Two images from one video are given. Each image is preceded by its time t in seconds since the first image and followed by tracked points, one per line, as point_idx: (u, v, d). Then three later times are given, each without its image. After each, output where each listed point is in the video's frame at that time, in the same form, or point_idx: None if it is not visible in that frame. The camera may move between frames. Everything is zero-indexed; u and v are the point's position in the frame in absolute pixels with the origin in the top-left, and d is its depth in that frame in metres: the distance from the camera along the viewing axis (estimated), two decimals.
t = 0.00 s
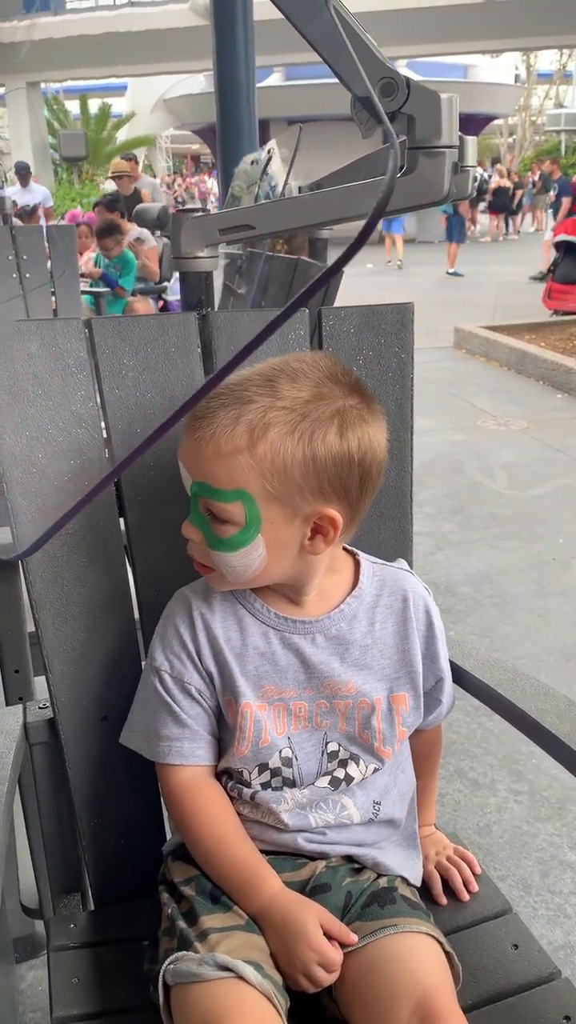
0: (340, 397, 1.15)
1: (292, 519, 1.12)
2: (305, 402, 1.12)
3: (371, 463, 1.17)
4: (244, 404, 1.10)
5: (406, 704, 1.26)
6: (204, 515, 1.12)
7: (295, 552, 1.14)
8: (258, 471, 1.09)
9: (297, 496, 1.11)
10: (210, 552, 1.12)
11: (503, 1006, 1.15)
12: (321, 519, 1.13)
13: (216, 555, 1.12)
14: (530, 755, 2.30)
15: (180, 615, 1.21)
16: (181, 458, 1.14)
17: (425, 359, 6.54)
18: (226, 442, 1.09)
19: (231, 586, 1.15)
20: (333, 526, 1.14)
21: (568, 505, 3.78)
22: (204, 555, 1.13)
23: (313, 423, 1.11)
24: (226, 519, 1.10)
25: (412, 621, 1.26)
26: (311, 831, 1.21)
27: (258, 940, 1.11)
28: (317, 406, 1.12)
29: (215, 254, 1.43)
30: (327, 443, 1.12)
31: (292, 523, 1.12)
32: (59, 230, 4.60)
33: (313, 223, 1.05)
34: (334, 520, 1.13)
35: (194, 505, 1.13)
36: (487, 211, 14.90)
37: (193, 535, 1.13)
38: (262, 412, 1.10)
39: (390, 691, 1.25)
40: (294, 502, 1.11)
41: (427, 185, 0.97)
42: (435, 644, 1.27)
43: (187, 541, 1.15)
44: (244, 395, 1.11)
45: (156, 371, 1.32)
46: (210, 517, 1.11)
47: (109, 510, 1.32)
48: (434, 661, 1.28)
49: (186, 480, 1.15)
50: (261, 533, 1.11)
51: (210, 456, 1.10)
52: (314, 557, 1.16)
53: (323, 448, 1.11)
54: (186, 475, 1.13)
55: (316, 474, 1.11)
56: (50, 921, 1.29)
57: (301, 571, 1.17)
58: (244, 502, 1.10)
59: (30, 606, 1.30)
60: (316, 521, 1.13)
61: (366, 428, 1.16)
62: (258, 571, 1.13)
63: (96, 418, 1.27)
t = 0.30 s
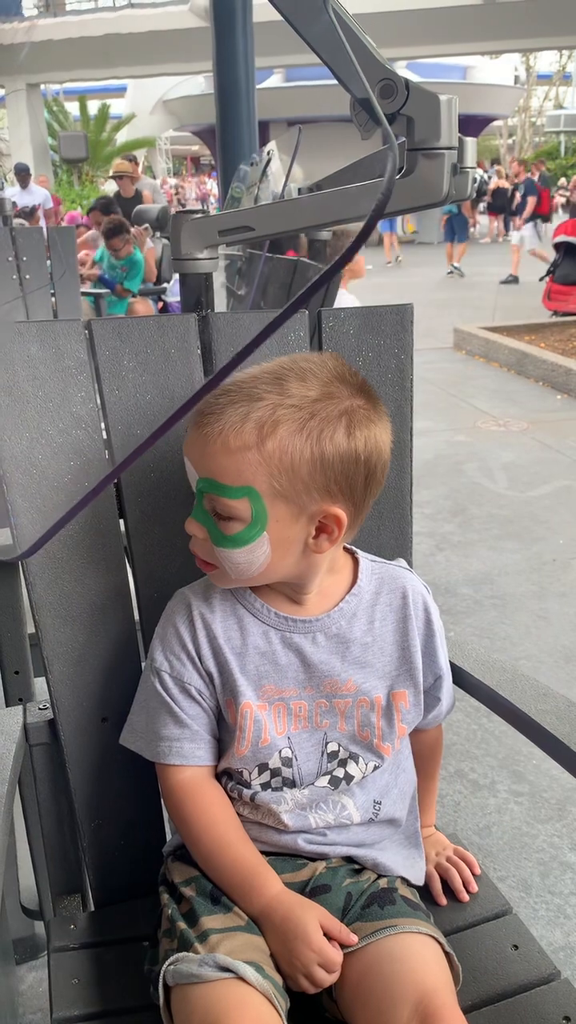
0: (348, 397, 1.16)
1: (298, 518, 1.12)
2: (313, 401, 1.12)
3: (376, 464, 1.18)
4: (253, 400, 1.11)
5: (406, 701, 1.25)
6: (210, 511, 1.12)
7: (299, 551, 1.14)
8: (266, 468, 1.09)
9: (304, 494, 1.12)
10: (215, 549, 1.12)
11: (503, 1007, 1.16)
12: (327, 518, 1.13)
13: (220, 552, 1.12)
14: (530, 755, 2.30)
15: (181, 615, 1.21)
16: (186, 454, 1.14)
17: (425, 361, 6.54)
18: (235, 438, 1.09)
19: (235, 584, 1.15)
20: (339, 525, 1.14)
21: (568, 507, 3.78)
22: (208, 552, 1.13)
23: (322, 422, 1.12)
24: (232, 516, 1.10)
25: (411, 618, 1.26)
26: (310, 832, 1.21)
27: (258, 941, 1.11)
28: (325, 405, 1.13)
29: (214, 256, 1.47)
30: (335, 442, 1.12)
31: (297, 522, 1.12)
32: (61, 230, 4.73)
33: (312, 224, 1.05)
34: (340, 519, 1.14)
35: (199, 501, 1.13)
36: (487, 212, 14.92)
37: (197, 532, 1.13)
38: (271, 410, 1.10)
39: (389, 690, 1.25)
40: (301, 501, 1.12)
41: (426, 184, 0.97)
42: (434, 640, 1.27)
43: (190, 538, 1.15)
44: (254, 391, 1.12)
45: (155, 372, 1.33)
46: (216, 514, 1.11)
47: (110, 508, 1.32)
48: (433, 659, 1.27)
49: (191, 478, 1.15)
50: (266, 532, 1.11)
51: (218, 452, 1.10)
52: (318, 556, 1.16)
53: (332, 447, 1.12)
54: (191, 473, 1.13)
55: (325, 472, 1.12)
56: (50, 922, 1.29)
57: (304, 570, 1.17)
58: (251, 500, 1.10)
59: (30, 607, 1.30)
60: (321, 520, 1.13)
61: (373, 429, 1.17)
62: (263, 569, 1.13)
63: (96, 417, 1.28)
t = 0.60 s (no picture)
0: (335, 398, 1.15)
1: (288, 522, 1.12)
2: (298, 405, 1.11)
3: (366, 463, 1.16)
4: (237, 409, 1.10)
5: (402, 701, 1.25)
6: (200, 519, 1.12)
7: (291, 555, 1.14)
8: (253, 476, 1.09)
9: (293, 499, 1.11)
10: (207, 557, 1.12)
11: (501, 1008, 1.15)
12: (317, 522, 1.13)
13: (212, 559, 1.12)
14: (528, 755, 2.30)
15: (175, 615, 1.21)
16: (174, 463, 1.14)
17: (423, 361, 6.54)
18: (220, 447, 1.09)
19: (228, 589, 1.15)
20: (329, 528, 1.14)
21: (566, 507, 3.77)
22: (201, 559, 1.13)
23: (307, 426, 1.11)
24: (222, 524, 1.10)
25: (407, 618, 1.26)
26: (307, 832, 1.20)
27: (255, 942, 1.10)
28: (311, 408, 1.11)
29: (211, 254, 1.44)
30: (322, 445, 1.11)
31: (288, 526, 1.12)
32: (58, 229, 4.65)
33: (306, 222, 1.06)
34: (331, 521, 1.13)
35: (189, 509, 1.13)
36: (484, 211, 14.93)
37: (188, 540, 1.13)
38: (256, 416, 1.09)
39: (385, 690, 1.24)
40: (290, 506, 1.11)
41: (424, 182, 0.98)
42: (430, 640, 1.27)
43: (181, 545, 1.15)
44: (238, 400, 1.11)
45: (152, 372, 1.31)
46: (206, 522, 1.11)
47: (106, 506, 1.31)
48: (429, 658, 1.26)
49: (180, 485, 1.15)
50: (257, 537, 1.11)
51: (204, 461, 1.10)
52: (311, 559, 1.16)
53: (318, 451, 1.11)
54: (180, 481, 1.13)
55: (313, 477, 1.11)
56: (46, 924, 1.29)
57: (297, 573, 1.16)
58: (240, 507, 1.09)
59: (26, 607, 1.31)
60: (312, 523, 1.13)
61: (361, 429, 1.16)
62: (255, 575, 1.13)
63: (91, 417, 1.27)
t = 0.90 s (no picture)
0: (314, 406, 1.13)
1: (270, 533, 1.11)
2: (275, 416, 1.10)
3: (349, 470, 1.14)
4: (213, 423, 1.09)
5: (395, 706, 1.24)
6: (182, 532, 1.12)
7: (275, 566, 1.13)
8: (231, 490, 1.08)
9: (273, 511, 1.10)
10: (191, 570, 1.12)
11: (497, 1007, 1.15)
12: (300, 533, 1.12)
13: (197, 570, 1.12)
14: (524, 753, 2.30)
15: (167, 616, 1.21)
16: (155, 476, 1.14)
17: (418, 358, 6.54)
18: (196, 464, 1.08)
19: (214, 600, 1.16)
20: (312, 538, 1.12)
21: (563, 504, 3.77)
22: (186, 571, 1.13)
23: (284, 439, 1.09)
24: (204, 538, 1.10)
25: (401, 622, 1.25)
26: (300, 833, 1.20)
27: (250, 942, 1.10)
28: (288, 419, 1.10)
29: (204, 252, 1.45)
30: (300, 457, 1.09)
31: (270, 537, 1.11)
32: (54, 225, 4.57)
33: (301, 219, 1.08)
34: (313, 532, 1.12)
35: (171, 521, 1.12)
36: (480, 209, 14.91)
37: (173, 551, 1.13)
38: (232, 429, 1.08)
39: (378, 693, 1.24)
40: (271, 518, 1.10)
41: (417, 182, 1.02)
42: (423, 645, 1.26)
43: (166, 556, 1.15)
44: (214, 414, 1.10)
45: (146, 371, 1.31)
46: (188, 535, 1.11)
47: (99, 505, 1.30)
48: (422, 664, 1.26)
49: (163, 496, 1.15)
50: (240, 548, 1.10)
51: (182, 476, 1.09)
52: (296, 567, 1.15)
53: (296, 464, 1.09)
54: (162, 494, 1.12)
55: (292, 489, 1.10)
56: (41, 924, 1.28)
57: (284, 581, 1.16)
58: (222, 521, 1.09)
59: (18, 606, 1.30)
60: (295, 534, 1.12)
61: (341, 437, 1.13)
62: (240, 586, 1.13)
63: (84, 416, 1.26)
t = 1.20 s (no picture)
0: (304, 403, 1.12)
1: (265, 533, 1.10)
2: (265, 415, 1.08)
3: (341, 466, 1.13)
4: (201, 425, 1.07)
5: (394, 705, 1.24)
6: (175, 534, 1.10)
7: (270, 565, 1.12)
8: (223, 492, 1.06)
9: (266, 511, 1.09)
10: (186, 571, 1.11)
11: (499, 1004, 1.14)
12: (295, 531, 1.11)
13: (192, 572, 1.11)
14: (522, 748, 2.29)
15: (164, 614, 1.19)
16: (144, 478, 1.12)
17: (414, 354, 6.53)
18: (185, 467, 1.06)
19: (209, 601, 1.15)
20: (306, 537, 1.11)
21: (559, 499, 3.77)
22: (181, 572, 1.12)
23: (274, 438, 1.08)
24: (198, 540, 1.08)
25: (400, 619, 1.24)
26: (300, 830, 1.19)
27: (250, 940, 1.09)
28: (278, 417, 1.09)
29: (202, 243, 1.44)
30: (291, 455, 1.08)
31: (265, 536, 1.10)
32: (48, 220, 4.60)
33: (301, 210, 1.04)
34: (308, 530, 1.11)
35: (163, 523, 1.11)
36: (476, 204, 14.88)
37: (167, 553, 1.11)
38: (221, 429, 1.07)
39: (377, 691, 1.23)
40: (265, 518, 1.09)
41: (419, 169, 0.96)
42: (422, 642, 1.25)
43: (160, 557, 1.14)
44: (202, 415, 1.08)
45: (144, 363, 1.29)
46: (181, 537, 1.09)
47: (96, 499, 1.29)
48: (421, 661, 1.25)
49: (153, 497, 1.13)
50: (234, 549, 1.09)
51: (172, 479, 1.07)
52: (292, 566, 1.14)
53: (288, 463, 1.08)
54: (152, 495, 1.11)
55: (285, 489, 1.09)
56: (39, 921, 1.28)
57: (280, 579, 1.15)
58: (215, 523, 1.07)
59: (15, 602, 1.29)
60: (290, 533, 1.11)
61: (332, 433, 1.12)
62: (236, 587, 1.12)
63: (82, 410, 1.25)
